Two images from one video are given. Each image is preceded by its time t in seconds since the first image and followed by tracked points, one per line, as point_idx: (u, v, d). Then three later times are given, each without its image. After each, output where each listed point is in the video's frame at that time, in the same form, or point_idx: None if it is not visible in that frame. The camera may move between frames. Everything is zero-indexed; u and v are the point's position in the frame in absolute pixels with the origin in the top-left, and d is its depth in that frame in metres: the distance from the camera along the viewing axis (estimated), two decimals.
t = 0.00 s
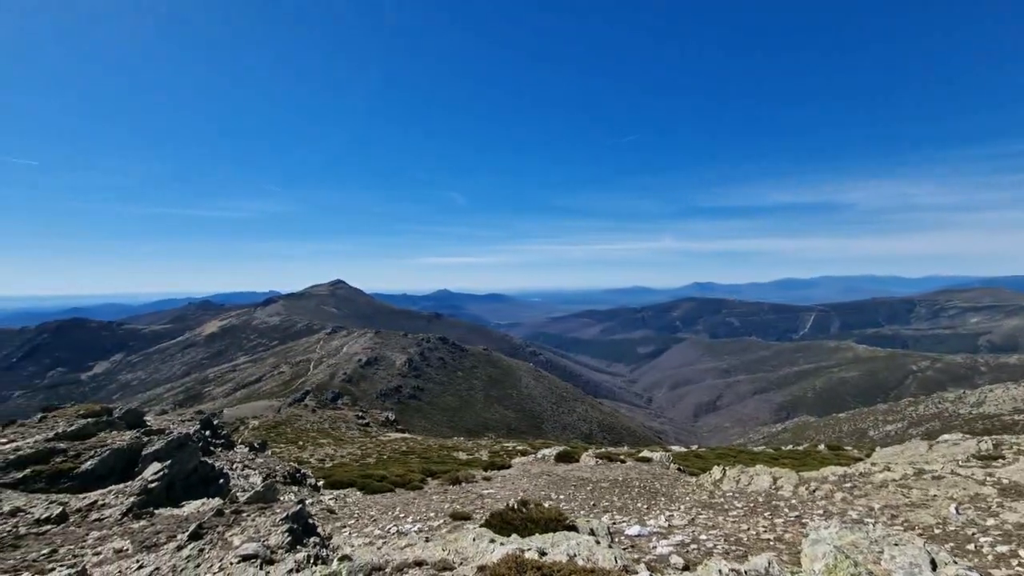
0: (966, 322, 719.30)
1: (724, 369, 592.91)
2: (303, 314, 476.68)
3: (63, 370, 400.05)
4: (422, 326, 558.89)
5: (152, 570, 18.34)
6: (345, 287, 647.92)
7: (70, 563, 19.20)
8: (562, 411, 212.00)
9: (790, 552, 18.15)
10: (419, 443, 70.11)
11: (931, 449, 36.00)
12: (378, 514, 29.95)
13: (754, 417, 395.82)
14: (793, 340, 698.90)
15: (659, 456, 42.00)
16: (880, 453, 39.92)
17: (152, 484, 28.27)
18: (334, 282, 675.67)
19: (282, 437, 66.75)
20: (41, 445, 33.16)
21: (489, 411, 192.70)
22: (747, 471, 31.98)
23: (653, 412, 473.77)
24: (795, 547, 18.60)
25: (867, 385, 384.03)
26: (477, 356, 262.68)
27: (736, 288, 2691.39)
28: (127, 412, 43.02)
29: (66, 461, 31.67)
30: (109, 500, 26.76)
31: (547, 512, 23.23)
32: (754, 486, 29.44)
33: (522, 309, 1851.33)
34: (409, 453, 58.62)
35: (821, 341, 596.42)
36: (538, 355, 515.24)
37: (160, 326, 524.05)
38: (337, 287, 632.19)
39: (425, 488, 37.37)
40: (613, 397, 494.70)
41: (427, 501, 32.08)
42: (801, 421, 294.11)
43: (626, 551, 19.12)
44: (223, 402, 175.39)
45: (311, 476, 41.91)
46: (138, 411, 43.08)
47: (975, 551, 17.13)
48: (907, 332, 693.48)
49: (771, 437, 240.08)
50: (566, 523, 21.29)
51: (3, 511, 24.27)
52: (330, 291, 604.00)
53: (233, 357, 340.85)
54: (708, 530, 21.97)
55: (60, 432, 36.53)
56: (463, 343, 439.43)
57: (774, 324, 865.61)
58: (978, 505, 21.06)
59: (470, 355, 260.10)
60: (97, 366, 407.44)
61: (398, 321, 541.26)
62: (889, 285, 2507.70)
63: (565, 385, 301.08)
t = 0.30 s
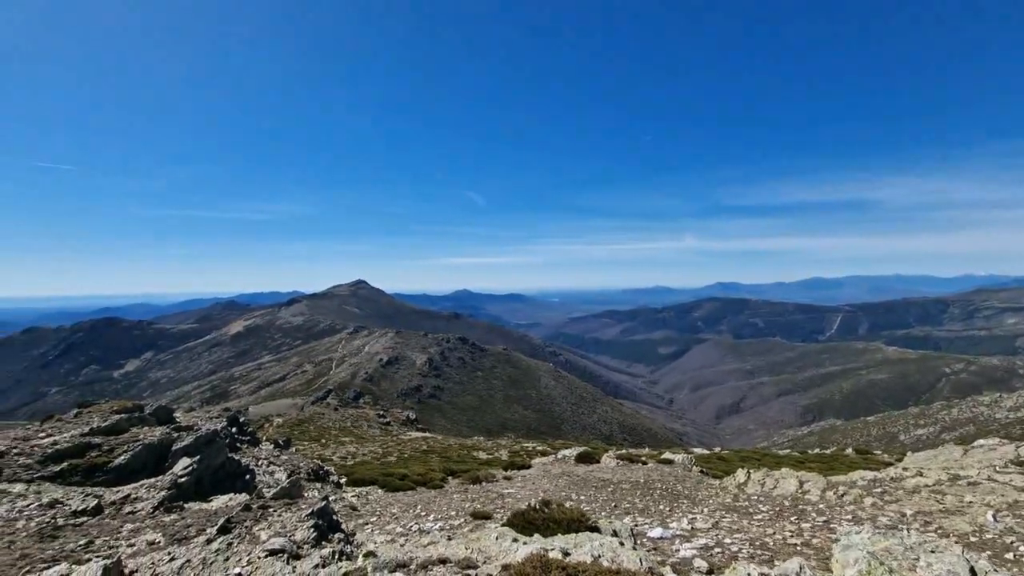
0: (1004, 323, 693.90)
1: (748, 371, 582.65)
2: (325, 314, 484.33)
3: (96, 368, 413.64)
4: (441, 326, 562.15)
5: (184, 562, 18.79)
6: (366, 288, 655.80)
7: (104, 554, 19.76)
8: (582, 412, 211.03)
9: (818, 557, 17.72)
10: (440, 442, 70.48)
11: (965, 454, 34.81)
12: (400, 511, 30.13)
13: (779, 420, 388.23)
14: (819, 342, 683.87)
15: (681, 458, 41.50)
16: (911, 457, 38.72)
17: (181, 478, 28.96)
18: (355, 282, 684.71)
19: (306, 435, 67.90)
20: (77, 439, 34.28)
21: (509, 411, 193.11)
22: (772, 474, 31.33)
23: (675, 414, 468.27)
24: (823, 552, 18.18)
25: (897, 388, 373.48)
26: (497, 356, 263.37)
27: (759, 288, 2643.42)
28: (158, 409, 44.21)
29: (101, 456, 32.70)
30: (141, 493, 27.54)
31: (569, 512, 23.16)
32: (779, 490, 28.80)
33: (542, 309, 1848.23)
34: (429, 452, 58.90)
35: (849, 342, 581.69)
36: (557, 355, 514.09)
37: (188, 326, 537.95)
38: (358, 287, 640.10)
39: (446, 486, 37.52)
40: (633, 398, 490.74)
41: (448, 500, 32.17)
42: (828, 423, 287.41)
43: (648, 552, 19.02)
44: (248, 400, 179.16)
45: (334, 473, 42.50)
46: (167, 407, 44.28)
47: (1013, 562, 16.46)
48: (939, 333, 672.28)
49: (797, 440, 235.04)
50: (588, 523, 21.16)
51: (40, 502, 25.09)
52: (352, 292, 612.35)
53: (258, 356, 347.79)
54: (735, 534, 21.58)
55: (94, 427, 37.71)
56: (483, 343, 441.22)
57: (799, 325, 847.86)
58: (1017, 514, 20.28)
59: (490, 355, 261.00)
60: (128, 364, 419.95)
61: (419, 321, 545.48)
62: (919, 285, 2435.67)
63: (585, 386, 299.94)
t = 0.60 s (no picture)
0: None
1: (804, 375, 555.84)
2: (374, 313, 499.04)
3: (166, 362, 443.23)
4: (485, 326, 567.07)
5: (242, 549, 19.78)
6: (412, 288, 670.53)
7: (172, 538, 21.15)
8: (628, 414, 207.69)
9: None
10: (484, 441, 71.04)
11: None
12: (445, 508, 30.65)
13: (838, 427, 368.44)
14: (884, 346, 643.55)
15: (732, 464, 40.10)
16: (991, 472, 35.62)
17: (241, 468, 30.59)
18: (402, 282, 701.54)
19: (355, 430, 70.17)
20: (148, 429, 36.71)
21: (553, 412, 192.67)
22: (831, 485, 29.68)
23: (725, 418, 452.99)
24: (888, 572, 17.05)
25: (972, 396, 346.43)
26: (541, 356, 263.40)
27: (817, 288, 2515.95)
28: (220, 401, 46.83)
29: (169, 445, 34.89)
30: (204, 481, 29.30)
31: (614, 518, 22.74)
32: (838, 501, 27.29)
33: (586, 310, 1831.06)
34: (474, 450, 59.64)
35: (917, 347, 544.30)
36: (602, 356, 508.31)
37: (247, 323, 567.37)
38: (405, 287, 655.65)
39: (490, 485, 37.87)
40: (680, 401, 478.34)
41: (492, 499, 32.43)
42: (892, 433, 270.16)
43: (696, 561, 18.48)
44: (303, 395, 187.44)
45: (383, 468, 43.68)
46: (228, 400, 46.85)
47: None
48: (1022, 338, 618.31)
49: (858, 449, 221.90)
50: (635, 529, 20.74)
51: (115, 487, 27.04)
52: (399, 292, 627.58)
53: (311, 353, 362.65)
54: (789, 545, 20.62)
55: (164, 418, 40.36)
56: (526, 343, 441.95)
57: (861, 327, 800.88)
58: None
59: (533, 355, 261.43)
60: (194, 359, 447.67)
61: (463, 321, 552.56)
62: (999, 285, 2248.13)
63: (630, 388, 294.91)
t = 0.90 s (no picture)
0: None
1: (873, 381, 521.06)
2: (425, 311, 510.37)
3: (233, 355, 472.10)
4: (534, 325, 567.21)
5: (300, 536, 20.73)
6: (462, 286, 680.86)
7: (238, 521, 22.52)
8: (679, 417, 201.85)
9: None
10: (532, 440, 71.10)
11: None
12: (493, 506, 30.90)
13: (911, 438, 343.21)
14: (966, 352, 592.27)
15: (792, 473, 38.10)
16: None
17: (300, 458, 32.12)
18: (452, 280, 713.56)
19: (407, 425, 72.12)
20: (217, 418, 39.14)
21: (602, 413, 190.33)
22: (903, 499, 27.61)
23: (784, 424, 431.90)
24: None
25: None
26: (590, 355, 260.87)
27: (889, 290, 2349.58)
28: (280, 394, 49.34)
29: (235, 434, 37.09)
30: (267, 470, 30.98)
31: (664, 523, 22.22)
32: (912, 517, 25.35)
33: (636, 309, 1795.11)
34: (522, 448, 59.79)
35: (1005, 354, 497.56)
36: (653, 357, 497.05)
37: (307, 320, 594.72)
38: (455, 286, 666.68)
39: (538, 484, 37.87)
40: (736, 405, 460.35)
41: (540, 498, 32.43)
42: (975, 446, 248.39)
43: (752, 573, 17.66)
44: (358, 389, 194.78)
45: (433, 463, 44.65)
46: (288, 393, 49.25)
47: None
48: None
49: (936, 462, 205.09)
50: (686, 536, 20.14)
51: (188, 471, 29.11)
52: (449, 290, 638.71)
53: (365, 349, 375.73)
54: (853, 561, 19.45)
55: (232, 408, 42.90)
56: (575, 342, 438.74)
57: (940, 331, 741.16)
58: None
59: (582, 354, 259.32)
60: (259, 352, 474.31)
61: (512, 320, 555.34)
62: None
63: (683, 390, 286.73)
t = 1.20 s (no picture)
0: None
1: (937, 388, 489.56)
2: (466, 308, 516.20)
3: (284, 349, 492.92)
4: (574, 323, 563.79)
5: (344, 525, 21.42)
6: (503, 283, 685.13)
7: (285, 508, 23.48)
8: (724, 420, 196.14)
9: None
10: (572, 438, 70.77)
11: None
12: (532, 503, 30.93)
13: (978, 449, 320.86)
14: None
15: (846, 482, 36.29)
16: None
17: (345, 449, 33.15)
18: (493, 278, 718.03)
19: (449, 420, 73.43)
20: (268, 409, 40.92)
21: (643, 413, 187.54)
22: (969, 514, 25.90)
23: (837, 431, 412.27)
24: None
25: None
26: (631, 355, 257.19)
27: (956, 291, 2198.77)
28: (327, 386, 51.12)
29: (285, 424, 38.70)
30: (313, 459, 32.16)
31: (708, 528, 21.67)
32: (979, 535, 23.63)
33: (680, 309, 1753.94)
34: (561, 447, 59.56)
35: None
36: (696, 357, 484.98)
37: (353, 316, 613.16)
38: (496, 283, 670.95)
39: (578, 483, 37.61)
40: (785, 409, 443.34)
41: (580, 497, 32.26)
42: None
43: None
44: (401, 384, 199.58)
45: (473, 459, 45.19)
46: (334, 385, 50.99)
47: None
48: None
49: (1008, 478, 190.34)
50: (731, 543, 19.58)
51: (241, 458, 30.61)
52: (489, 288, 643.23)
53: (408, 345, 384.28)
54: None
55: (282, 400, 44.80)
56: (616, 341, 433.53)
57: (1014, 336, 687.80)
58: None
59: (623, 354, 256.04)
60: (307, 346, 493.18)
61: (552, 318, 553.93)
62: None
63: (728, 391, 278.32)
